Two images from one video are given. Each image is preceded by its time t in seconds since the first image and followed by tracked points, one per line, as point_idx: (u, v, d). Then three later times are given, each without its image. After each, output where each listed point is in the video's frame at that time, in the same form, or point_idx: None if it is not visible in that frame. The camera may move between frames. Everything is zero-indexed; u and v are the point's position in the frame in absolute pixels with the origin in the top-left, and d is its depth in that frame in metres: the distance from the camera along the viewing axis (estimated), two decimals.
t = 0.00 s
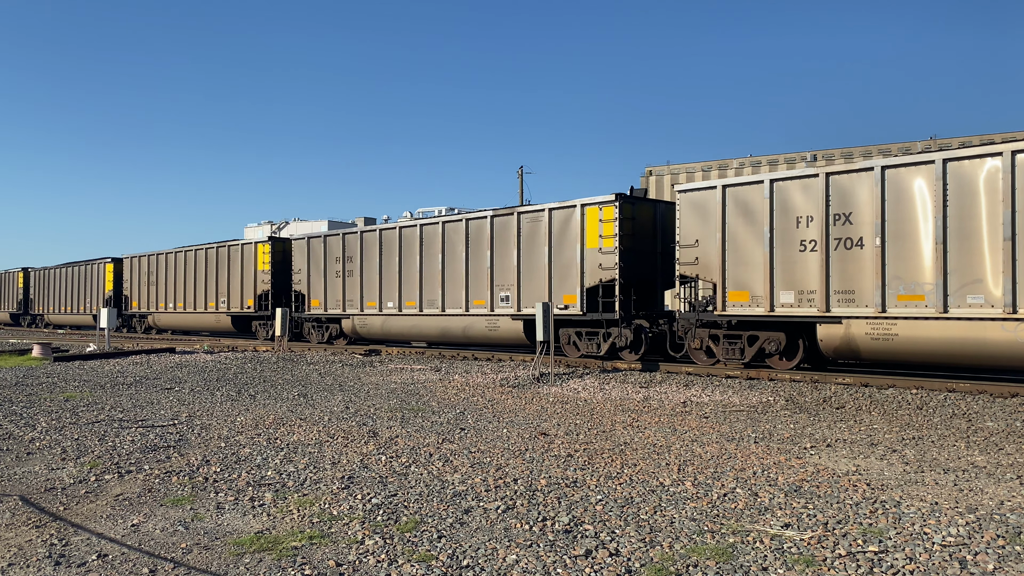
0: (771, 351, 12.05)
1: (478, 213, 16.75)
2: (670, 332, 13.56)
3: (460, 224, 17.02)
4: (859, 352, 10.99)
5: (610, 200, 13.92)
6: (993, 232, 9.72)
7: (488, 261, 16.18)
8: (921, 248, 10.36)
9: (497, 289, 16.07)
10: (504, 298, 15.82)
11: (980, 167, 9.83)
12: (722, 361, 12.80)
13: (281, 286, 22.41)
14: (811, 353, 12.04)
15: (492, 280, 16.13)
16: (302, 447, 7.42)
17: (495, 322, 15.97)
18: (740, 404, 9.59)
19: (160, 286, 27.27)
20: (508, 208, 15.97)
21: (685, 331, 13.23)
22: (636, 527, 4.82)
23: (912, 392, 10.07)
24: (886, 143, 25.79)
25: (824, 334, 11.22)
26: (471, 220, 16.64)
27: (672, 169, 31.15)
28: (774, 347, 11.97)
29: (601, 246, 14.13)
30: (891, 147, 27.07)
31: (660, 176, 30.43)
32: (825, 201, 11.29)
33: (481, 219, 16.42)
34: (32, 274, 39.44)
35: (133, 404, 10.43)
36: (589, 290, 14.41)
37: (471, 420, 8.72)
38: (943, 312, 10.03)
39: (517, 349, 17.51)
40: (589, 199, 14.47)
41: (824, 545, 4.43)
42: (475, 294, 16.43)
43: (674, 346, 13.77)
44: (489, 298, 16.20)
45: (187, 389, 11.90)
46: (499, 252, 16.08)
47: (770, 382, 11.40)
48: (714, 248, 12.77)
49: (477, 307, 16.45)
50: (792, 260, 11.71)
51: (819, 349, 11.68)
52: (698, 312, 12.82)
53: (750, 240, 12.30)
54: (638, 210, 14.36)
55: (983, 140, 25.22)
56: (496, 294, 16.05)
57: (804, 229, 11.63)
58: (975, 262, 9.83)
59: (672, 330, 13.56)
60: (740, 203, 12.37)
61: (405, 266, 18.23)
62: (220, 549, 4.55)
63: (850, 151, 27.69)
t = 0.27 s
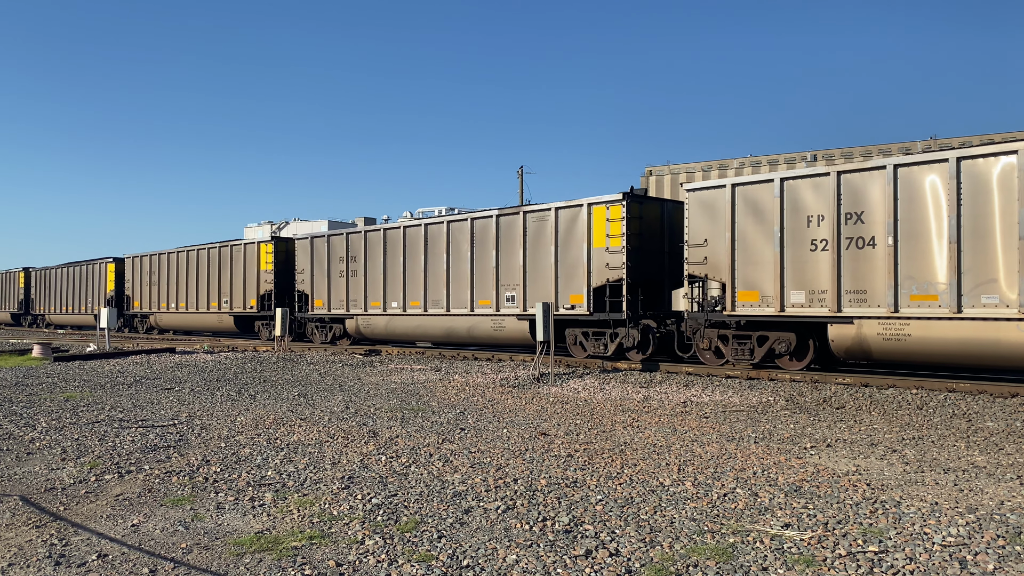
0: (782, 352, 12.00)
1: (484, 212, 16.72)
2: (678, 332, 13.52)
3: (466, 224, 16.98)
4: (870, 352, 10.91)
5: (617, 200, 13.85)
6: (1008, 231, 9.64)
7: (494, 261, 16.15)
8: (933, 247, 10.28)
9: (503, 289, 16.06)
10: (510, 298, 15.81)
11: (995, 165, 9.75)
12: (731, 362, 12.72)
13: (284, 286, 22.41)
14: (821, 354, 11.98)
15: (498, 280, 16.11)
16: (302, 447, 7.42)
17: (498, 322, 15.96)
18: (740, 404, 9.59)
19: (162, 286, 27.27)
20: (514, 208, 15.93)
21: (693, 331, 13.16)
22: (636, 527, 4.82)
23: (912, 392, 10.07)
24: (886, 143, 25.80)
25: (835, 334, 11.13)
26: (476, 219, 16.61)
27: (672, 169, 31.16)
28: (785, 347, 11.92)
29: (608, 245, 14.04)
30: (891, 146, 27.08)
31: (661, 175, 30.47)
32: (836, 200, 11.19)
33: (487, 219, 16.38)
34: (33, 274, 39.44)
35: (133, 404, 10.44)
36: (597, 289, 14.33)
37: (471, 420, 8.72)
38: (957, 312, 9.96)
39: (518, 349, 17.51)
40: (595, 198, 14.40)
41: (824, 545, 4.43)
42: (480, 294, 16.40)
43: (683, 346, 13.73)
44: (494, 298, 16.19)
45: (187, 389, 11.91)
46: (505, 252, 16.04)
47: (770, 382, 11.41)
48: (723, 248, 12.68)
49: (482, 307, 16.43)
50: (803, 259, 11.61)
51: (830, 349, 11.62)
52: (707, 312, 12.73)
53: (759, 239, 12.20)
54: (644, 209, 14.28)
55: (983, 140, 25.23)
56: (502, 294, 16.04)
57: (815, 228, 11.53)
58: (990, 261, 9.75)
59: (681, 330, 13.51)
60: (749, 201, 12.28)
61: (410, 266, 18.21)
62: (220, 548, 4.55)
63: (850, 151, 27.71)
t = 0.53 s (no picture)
0: (792, 352, 11.88)
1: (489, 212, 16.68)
2: (685, 333, 13.51)
3: (471, 223, 16.93)
4: (882, 353, 10.81)
5: (624, 199, 13.83)
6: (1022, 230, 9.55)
7: (500, 261, 16.12)
8: (946, 247, 10.19)
9: (508, 289, 16.02)
10: (515, 298, 15.77)
11: (1009, 164, 9.66)
12: (739, 362, 12.61)
13: (287, 286, 22.40)
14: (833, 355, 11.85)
15: (503, 280, 16.07)
16: (302, 447, 7.42)
17: (500, 323, 15.95)
18: (740, 404, 9.59)
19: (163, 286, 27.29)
20: (520, 207, 15.89)
21: (701, 331, 13.05)
22: (636, 527, 4.82)
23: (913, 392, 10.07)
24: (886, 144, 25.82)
25: (846, 334, 11.05)
26: (482, 219, 16.58)
27: (672, 169, 31.18)
28: (795, 348, 11.80)
29: (615, 245, 14.01)
30: (891, 146, 27.09)
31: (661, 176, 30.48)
32: (847, 199, 11.13)
33: (492, 218, 16.35)
34: (33, 274, 39.44)
35: (133, 404, 10.44)
36: (604, 289, 14.29)
37: (471, 420, 8.72)
38: (971, 312, 9.83)
39: (519, 350, 17.51)
40: (602, 197, 14.36)
41: (824, 545, 4.43)
42: (485, 294, 16.36)
43: (690, 347, 13.63)
44: (499, 298, 16.16)
45: (187, 389, 11.91)
46: (511, 252, 16.01)
47: (770, 382, 11.42)
48: (733, 247, 12.63)
49: (488, 307, 16.39)
50: (813, 259, 11.56)
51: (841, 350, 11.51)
52: (715, 312, 12.64)
53: (769, 239, 12.15)
54: (652, 209, 14.24)
55: (983, 140, 25.25)
56: (507, 294, 16.01)
57: (826, 227, 11.47)
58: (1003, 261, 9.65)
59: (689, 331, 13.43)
60: (759, 201, 12.23)
61: (414, 266, 18.19)
62: (220, 549, 4.55)
63: (850, 151, 27.71)
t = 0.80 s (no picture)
0: (802, 352, 11.84)
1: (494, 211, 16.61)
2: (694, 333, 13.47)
3: (475, 222, 16.84)
4: (894, 354, 10.76)
5: (632, 198, 13.74)
6: None
7: (505, 260, 16.07)
8: (959, 246, 10.13)
9: (513, 288, 15.95)
10: (521, 298, 15.71)
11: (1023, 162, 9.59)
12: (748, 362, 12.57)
13: (290, 286, 22.39)
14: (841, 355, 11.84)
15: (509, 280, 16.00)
16: (302, 447, 7.42)
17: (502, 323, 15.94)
18: (740, 404, 9.59)
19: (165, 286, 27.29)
20: (525, 206, 15.80)
21: (710, 331, 12.99)
22: (636, 527, 4.82)
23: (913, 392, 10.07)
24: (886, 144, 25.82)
25: (858, 335, 11.01)
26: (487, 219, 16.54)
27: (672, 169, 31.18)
28: (805, 348, 11.76)
29: (622, 244, 13.90)
30: (891, 146, 27.10)
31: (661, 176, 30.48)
32: (859, 198, 11.04)
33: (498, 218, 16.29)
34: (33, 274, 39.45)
35: (133, 404, 10.43)
36: (610, 289, 14.21)
37: (471, 420, 8.72)
38: (984, 312, 9.79)
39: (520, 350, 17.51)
40: (608, 196, 14.27)
41: (824, 545, 4.43)
42: (490, 293, 16.30)
43: (698, 347, 13.59)
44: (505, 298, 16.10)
45: (187, 389, 11.90)
46: (516, 251, 15.94)
47: (770, 382, 11.44)
48: (742, 246, 12.51)
49: (493, 307, 16.33)
50: (824, 258, 11.46)
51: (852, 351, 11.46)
52: (724, 312, 12.57)
53: (778, 238, 12.04)
54: (659, 208, 14.22)
55: (983, 140, 25.25)
56: (513, 294, 15.95)
57: (836, 227, 11.38)
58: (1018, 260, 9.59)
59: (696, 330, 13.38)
60: (769, 200, 12.11)
61: (418, 266, 18.16)
62: (220, 549, 4.55)
63: (851, 151, 27.71)
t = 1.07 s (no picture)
0: (811, 353, 11.77)
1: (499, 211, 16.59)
2: (701, 333, 13.40)
3: (480, 222, 16.82)
4: (906, 355, 10.69)
5: (639, 197, 13.70)
6: None
7: (510, 260, 16.03)
8: (973, 246, 10.05)
9: (519, 288, 15.92)
10: (527, 298, 15.71)
11: None
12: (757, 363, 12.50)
13: (293, 286, 22.38)
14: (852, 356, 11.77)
15: (514, 279, 15.98)
16: (302, 447, 7.42)
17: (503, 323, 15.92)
18: (740, 404, 9.59)
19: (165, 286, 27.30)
20: (531, 205, 15.77)
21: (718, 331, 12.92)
22: (636, 527, 4.82)
23: (913, 392, 10.08)
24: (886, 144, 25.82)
25: (869, 335, 10.93)
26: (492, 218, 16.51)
27: (672, 169, 31.17)
28: (814, 349, 11.69)
29: (629, 243, 13.88)
30: (891, 146, 27.11)
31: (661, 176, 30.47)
32: (870, 198, 10.97)
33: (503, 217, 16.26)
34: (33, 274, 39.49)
35: (133, 404, 10.43)
36: (617, 289, 14.18)
37: (471, 420, 8.72)
38: (998, 312, 9.71)
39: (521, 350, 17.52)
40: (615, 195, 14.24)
41: (824, 545, 4.43)
42: (495, 293, 16.27)
43: (705, 347, 13.53)
44: (510, 297, 16.07)
45: (187, 389, 11.90)
46: (522, 251, 15.90)
47: (770, 382, 11.45)
48: (751, 246, 12.44)
49: (498, 307, 16.31)
50: (835, 258, 11.40)
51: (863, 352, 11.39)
52: (732, 312, 12.49)
53: (788, 237, 11.98)
54: (666, 207, 14.10)
55: (983, 140, 25.25)
56: (518, 293, 15.93)
57: (847, 226, 11.31)
58: None
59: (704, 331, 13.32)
60: (779, 199, 12.05)
61: (422, 266, 18.12)
62: (220, 549, 4.55)
63: (851, 151, 27.72)
